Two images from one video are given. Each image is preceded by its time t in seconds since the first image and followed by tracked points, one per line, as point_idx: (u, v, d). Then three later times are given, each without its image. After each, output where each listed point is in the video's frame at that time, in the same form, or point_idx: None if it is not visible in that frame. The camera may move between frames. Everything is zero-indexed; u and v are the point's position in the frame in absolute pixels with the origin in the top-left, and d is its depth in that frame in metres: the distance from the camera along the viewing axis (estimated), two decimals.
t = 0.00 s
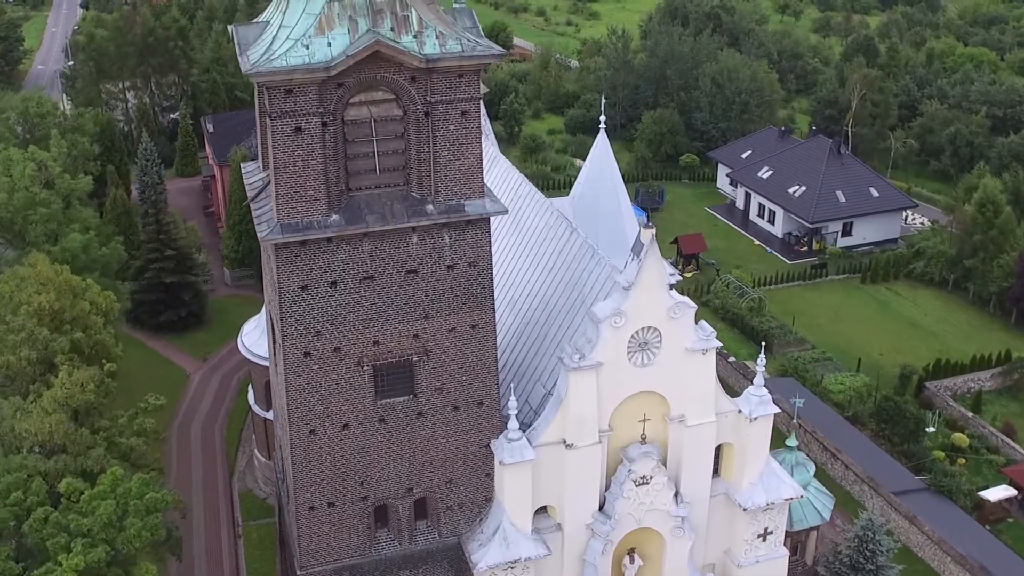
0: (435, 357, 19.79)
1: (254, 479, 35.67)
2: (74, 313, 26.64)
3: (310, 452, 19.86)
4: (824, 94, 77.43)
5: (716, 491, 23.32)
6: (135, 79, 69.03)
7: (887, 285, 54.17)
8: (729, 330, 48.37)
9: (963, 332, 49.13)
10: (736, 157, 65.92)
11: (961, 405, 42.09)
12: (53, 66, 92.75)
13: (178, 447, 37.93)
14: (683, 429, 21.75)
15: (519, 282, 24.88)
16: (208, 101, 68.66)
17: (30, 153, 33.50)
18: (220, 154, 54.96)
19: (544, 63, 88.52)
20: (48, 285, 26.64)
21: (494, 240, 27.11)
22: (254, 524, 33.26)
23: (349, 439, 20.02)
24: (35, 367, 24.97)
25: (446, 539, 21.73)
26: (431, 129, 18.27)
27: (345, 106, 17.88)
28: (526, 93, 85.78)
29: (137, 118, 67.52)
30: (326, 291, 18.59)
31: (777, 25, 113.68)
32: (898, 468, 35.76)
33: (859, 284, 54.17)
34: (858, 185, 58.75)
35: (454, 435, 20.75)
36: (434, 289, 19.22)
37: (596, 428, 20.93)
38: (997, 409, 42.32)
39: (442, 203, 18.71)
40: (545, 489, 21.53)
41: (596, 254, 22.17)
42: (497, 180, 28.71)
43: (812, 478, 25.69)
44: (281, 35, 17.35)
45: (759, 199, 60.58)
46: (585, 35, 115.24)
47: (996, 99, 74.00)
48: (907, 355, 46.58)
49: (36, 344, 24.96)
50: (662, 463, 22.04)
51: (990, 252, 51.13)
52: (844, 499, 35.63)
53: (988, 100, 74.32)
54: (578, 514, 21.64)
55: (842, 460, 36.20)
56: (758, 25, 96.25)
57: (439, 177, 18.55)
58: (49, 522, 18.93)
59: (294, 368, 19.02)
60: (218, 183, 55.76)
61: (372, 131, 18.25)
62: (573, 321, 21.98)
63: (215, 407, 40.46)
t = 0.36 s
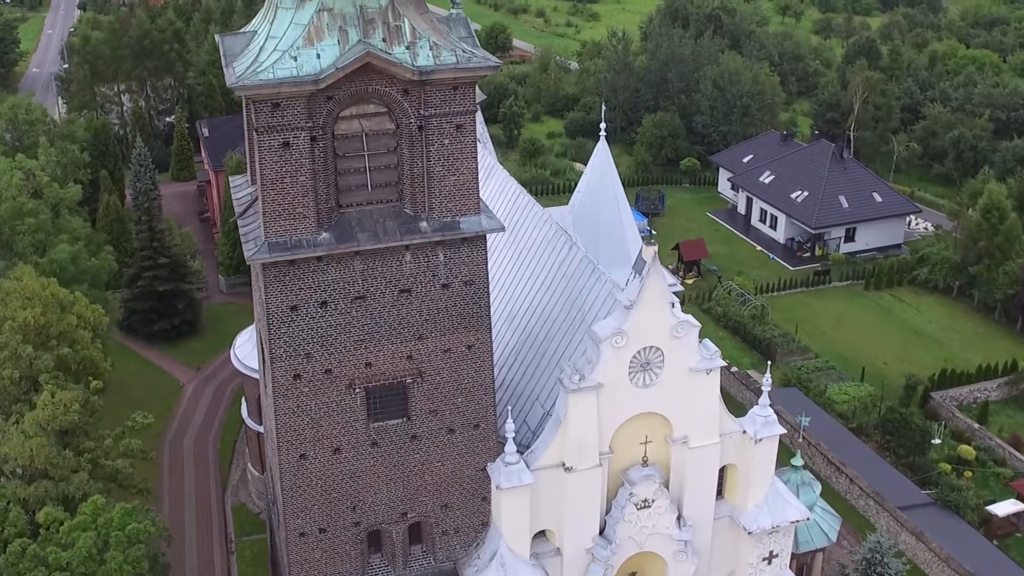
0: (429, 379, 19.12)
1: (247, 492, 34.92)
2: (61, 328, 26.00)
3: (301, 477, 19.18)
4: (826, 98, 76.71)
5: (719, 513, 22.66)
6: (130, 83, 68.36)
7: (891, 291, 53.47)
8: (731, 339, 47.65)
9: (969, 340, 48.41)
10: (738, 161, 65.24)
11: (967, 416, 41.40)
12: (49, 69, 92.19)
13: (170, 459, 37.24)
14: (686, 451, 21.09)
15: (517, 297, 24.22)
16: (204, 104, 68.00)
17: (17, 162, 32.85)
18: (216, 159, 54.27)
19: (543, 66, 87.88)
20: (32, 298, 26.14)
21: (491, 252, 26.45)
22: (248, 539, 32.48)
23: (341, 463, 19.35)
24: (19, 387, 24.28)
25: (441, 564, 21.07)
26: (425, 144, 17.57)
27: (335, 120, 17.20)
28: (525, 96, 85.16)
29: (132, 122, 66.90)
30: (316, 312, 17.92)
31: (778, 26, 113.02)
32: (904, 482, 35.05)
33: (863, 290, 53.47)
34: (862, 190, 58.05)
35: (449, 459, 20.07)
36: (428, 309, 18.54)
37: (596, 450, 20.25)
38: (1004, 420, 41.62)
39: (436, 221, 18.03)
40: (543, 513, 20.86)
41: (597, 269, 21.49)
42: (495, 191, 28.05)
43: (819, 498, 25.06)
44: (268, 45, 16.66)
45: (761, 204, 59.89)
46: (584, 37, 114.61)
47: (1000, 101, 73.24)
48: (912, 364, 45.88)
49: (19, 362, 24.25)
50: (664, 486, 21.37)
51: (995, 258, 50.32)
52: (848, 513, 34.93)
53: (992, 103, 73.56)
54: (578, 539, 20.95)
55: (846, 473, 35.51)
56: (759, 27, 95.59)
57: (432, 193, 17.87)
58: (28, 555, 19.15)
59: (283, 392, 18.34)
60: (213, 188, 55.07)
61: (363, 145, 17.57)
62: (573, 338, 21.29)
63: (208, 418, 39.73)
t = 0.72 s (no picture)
0: (422, 403, 18.39)
1: (239, 508, 34.15)
2: (45, 344, 25.31)
3: (289, 505, 18.47)
4: (828, 101, 75.95)
5: (724, 539, 21.91)
6: (125, 86, 67.66)
7: (895, 299, 52.75)
8: (733, 348, 46.90)
9: (975, 350, 47.66)
10: (739, 166, 64.51)
11: (974, 428, 40.65)
12: (44, 72, 91.50)
13: (161, 473, 36.50)
14: (689, 475, 20.35)
15: (515, 314, 23.51)
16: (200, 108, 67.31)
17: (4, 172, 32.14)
18: (210, 165, 53.57)
19: (542, 68, 87.15)
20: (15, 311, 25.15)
21: (489, 267, 25.73)
22: (238, 556, 31.72)
23: (331, 491, 18.63)
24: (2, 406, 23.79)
25: None
26: (417, 160, 16.81)
27: (323, 136, 16.45)
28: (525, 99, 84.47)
29: (127, 126, 66.20)
30: (304, 335, 17.19)
31: (779, 28, 112.29)
32: (910, 498, 34.29)
33: (866, 298, 52.74)
34: (865, 196, 57.31)
35: (443, 486, 19.34)
36: (421, 332, 17.81)
37: (596, 476, 19.52)
38: (1011, 432, 40.87)
39: (429, 240, 17.29)
40: (541, 540, 20.12)
41: (597, 287, 20.78)
42: (492, 203, 27.32)
43: (825, 521, 24.32)
44: (252, 59, 15.90)
45: (763, 210, 59.17)
46: (585, 38, 113.93)
47: (1004, 105, 72.44)
48: (917, 374, 45.14)
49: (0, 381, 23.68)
50: (667, 511, 20.62)
51: (1002, 265, 49.13)
52: (853, 531, 34.23)
53: (996, 107, 72.75)
54: (577, 567, 20.21)
55: (851, 489, 34.78)
56: (760, 29, 94.84)
57: (425, 212, 17.12)
58: None
59: (269, 418, 17.62)
60: (208, 194, 54.37)
61: (352, 162, 16.83)
62: (572, 359, 20.56)
63: (201, 431, 39.01)
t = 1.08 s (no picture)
0: (414, 431, 17.63)
1: (231, 524, 33.37)
2: (29, 362, 24.58)
3: (275, 536, 17.73)
4: (830, 104, 75.20)
5: (728, 566, 21.15)
6: (120, 90, 66.92)
7: (899, 306, 51.98)
8: (735, 358, 46.12)
9: (981, 359, 46.89)
10: (741, 170, 63.79)
11: (981, 440, 39.89)
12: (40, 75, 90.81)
13: (152, 488, 35.72)
14: (692, 502, 19.60)
15: (511, 332, 22.76)
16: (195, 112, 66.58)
17: None
18: (205, 170, 52.85)
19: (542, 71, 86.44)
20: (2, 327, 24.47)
21: (486, 282, 24.99)
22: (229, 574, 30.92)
23: (319, 522, 17.88)
24: None
25: None
26: (408, 178, 16.05)
27: (309, 153, 15.70)
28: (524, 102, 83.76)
29: (121, 131, 65.47)
30: (290, 362, 16.45)
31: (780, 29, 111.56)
32: (917, 514, 33.53)
33: (870, 305, 51.96)
34: (868, 201, 56.55)
35: (436, 515, 18.59)
36: (412, 357, 17.06)
37: (595, 504, 18.77)
38: (1019, 445, 40.08)
39: (421, 262, 16.53)
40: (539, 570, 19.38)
41: (596, 307, 20.03)
42: (489, 214, 26.59)
43: (832, 545, 23.55)
44: (234, 73, 15.13)
45: (765, 215, 58.43)
46: (585, 40, 113.21)
47: (1008, 108, 71.63)
48: (922, 384, 44.36)
49: None
50: (669, 539, 19.86)
51: (1007, 272, 48.46)
52: (859, 549, 33.47)
53: (1000, 110, 71.94)
54: None
55: (856, 505, 34.06)
56: (762, 31, 94.08)
57: (416, 232, 16.37)
58: None
59: (254, 448, 16.87)
60: (202, 199, 53.63)
61: (340, 180, 16.08)
62: (571, 382, 19.82)
63: (194, 444, 38.27)
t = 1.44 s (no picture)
0: (404, 461, 16.85)
1: (222, 542, 32.60)
2: (8, 382, 23.87)
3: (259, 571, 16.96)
4: (833, 108, 74.41)
5: None
6: (114, 93, 66.06)
7: (903, 315, 51.15)
8: (737, 368, 45.26)
9: (987, 369, 46.08)
10: (743, 176, 63.02)
11: (988, 453, 39.09)
12: (35, 77, 89.96)
13: (141, 504, 34.94)
14: (694, 533, 18.82)
15: (508, 351, 21.99)
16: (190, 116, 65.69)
17: None
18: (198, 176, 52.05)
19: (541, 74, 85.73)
20: None
21: (482, 300, 24.24)
22: None
23: (305, 556, 17.10)
24: None
25: None
26: (396, 199, 15.24)
27: (293, 173, 14.91)
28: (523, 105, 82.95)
29: (115, 135, 64.57)
30: (273, 392, 15.68)
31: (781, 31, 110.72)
32: (925, 534, 32.77)
33: (874, 313, 51.13)
34: (872, 207, 55.75)
35: (427, 548, 17.80)
36: (402, 386, 16.27)
37: (594, 536, 18.00)
38: None
39: (411, 287, 15.74)
40: None
41: (595, 329, 19.26)
42: (485, 228, 25.82)
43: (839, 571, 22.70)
44: (213, 89, 14.35)
45: (767, 221, 57.64)
46: (585, 42, 112.36)
47: (1013, 111, 70.76)
48: (928, 396, 43.54)
49: None
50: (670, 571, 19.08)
51: (1014, 280, 47.69)
52: (864, 566, 32.70)
53: (1004, 113, 71.09)
54: None
55: (862, 522, 33.28)
56: (763, 32, 93.24)
57: (405, 256, 15.57)
58: None
59: (237, 481, 16.11)
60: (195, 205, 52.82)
61: (325, 201, 15.31)
62: (568, 407, 19.06)
63: (184, 458, 37.50)
